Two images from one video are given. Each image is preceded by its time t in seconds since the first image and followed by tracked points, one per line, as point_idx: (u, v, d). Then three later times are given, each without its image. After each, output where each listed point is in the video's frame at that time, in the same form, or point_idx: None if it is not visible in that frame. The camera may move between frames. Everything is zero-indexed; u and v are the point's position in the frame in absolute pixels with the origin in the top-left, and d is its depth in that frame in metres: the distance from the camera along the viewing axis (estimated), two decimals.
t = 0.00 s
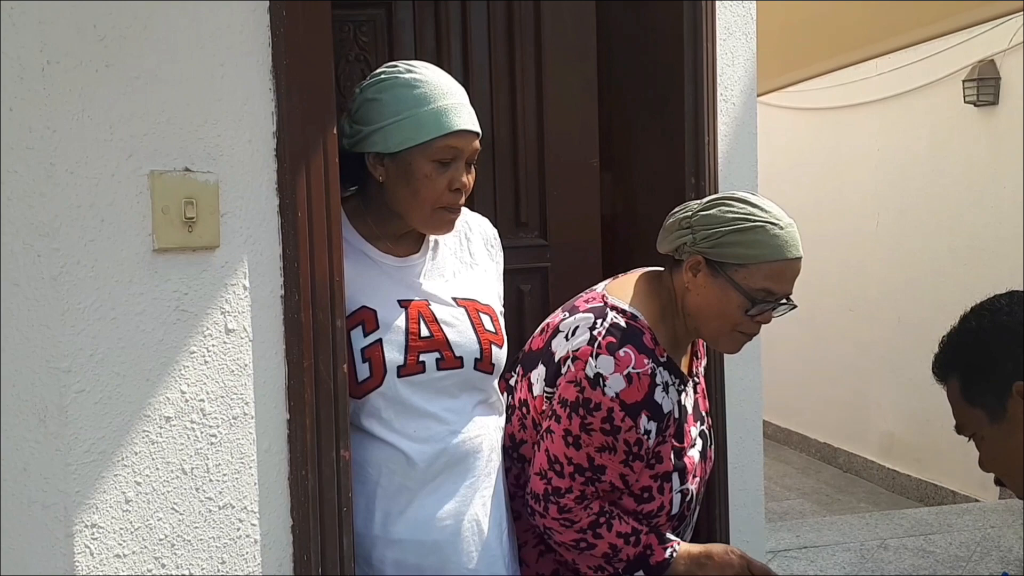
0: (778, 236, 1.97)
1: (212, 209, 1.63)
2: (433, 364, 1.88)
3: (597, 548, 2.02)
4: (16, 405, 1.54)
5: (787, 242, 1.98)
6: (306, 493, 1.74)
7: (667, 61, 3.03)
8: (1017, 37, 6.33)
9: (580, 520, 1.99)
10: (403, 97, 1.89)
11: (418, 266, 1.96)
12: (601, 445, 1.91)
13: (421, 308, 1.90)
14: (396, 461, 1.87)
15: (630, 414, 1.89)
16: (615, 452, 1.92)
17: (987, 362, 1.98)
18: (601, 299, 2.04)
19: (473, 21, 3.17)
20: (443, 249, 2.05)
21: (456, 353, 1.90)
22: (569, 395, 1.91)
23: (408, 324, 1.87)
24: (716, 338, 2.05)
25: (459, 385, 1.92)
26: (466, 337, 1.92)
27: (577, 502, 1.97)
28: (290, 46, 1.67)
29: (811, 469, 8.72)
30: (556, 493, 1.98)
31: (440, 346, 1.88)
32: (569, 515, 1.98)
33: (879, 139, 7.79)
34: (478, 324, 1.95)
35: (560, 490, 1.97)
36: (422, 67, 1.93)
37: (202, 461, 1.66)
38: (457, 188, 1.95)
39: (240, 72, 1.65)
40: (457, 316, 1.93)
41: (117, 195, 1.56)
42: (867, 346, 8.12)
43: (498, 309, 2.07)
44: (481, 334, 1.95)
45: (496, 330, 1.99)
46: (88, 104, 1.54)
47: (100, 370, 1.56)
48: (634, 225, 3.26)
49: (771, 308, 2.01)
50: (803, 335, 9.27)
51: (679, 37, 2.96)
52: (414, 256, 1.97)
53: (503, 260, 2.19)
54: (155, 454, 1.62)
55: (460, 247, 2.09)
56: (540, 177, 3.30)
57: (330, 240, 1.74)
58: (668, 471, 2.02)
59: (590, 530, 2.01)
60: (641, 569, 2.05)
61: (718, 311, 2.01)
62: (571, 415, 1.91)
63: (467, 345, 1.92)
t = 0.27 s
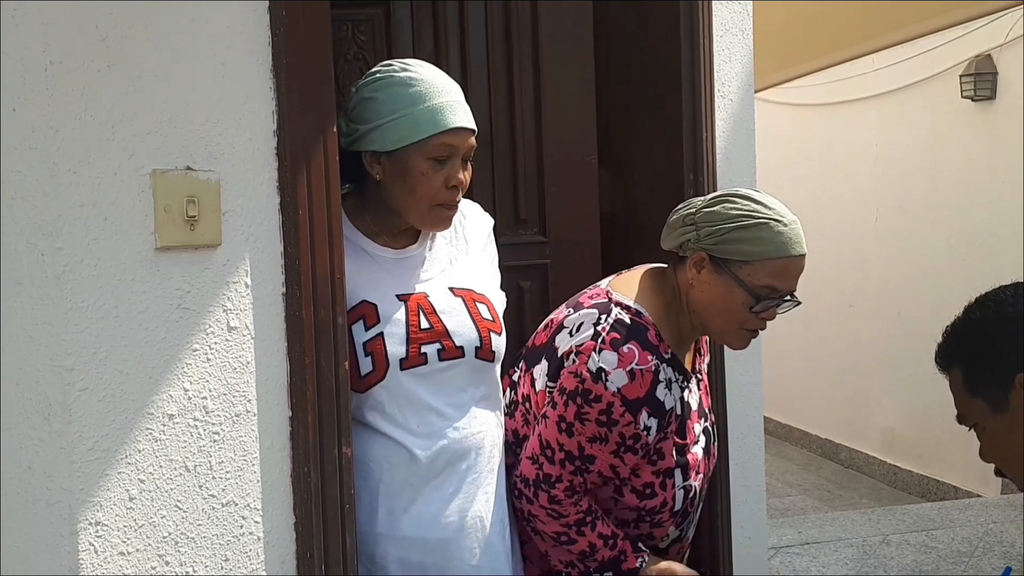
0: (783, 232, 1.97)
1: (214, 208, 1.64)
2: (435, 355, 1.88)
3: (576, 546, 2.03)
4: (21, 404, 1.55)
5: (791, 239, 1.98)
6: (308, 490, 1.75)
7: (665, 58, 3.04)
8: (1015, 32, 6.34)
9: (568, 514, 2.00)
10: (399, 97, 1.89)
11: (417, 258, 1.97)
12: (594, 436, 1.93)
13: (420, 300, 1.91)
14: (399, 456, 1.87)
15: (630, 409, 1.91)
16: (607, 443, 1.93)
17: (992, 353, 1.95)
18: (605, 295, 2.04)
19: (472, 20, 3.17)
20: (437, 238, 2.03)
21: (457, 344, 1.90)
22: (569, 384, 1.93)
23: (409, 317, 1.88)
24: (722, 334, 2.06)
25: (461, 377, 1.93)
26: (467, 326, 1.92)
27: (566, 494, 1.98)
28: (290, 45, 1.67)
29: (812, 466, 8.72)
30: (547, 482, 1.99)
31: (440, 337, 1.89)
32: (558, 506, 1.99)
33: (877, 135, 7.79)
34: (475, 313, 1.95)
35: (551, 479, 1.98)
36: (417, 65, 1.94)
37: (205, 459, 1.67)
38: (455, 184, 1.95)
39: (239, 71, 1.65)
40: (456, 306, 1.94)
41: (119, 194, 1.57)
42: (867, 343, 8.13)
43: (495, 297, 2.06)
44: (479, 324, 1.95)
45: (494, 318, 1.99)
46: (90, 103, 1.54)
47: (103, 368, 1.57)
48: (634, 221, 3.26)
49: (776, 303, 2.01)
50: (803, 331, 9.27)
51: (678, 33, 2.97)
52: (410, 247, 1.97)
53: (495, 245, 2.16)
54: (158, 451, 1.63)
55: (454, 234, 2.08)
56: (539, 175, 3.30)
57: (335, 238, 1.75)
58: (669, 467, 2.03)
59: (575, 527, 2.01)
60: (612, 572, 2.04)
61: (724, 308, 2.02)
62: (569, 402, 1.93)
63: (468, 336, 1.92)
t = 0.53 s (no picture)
0: (782, 223, 1.96)
1: (216, 204, 1.63)
2: (437, 346, 1.88)
3: (587, 545, 2.05)
4: (24, 401, 1.54)
5: (790, 229, 1.97)
6: (311, 487, 1.74)
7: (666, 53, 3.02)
8: (1016, 26, 6.32)
9: (580, 513, 2.01)
10: (394, 94, 1.88)
11: (413, 247, 1.97)
12: (602, 434, 1.92)
13: (419, 290, 1.91)
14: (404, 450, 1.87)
15: (635, 404, 1.90)
16: (616, 441, 1.93)
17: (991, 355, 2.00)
18: (607, 291, 2.04)
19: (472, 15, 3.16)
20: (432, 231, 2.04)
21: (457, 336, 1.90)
22: (574, 382, 1.92)
23: (409, 307, 1.87)
24: (725, 328, 2.05)
25: (467, 363, 1.91)
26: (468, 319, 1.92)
27: (576, 493, 1.98)
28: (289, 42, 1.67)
29: (814, 462, 8.72)
30: (557, 481, 1.99)
31: (441, 328, 1.89)
32: (569, 505, 2.00)
33: (877, 131, 7.78)
34: (473, 300, 1.95)
35: (561, 479, 1.98)
36: (410, 62, 1.93)
37: (208, 456, 1.67)
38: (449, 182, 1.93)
39: (239, 67, 1.64)
40: (455, 294, 1.93)
41: (121, 191, 1.56)
42: (867, 338, 8.12)
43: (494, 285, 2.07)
44: (479, 310, 1.95)
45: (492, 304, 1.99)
46: (92, 99, 1.54)
47: (106, 366, 1.57)
48: (636, 217, 3.25)
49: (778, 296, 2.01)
50: (804, 328, 9.27)
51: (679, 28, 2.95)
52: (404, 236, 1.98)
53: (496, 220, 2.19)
54: (162, 448, 1.63)
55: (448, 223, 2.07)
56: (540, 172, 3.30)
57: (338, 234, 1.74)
58: (673, 462, 2.02)
59: (587, 526, 2.02)
60: (628, 572, 2.07)
61: (726, 300, 2.01)
62: (575, 402, 1.92)
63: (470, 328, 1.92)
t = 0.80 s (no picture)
0: (768, 198, 2.04)
1: (217, 199, 1.61)
2: (444, 336, 1.87)
3: (576, 528, 2.03)
4: (23, 399, 1.48)
5: (778, 203, 2.05)
6: (316, 484, 1.75)
7: (670, 50, 3.01)
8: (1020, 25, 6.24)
9: (572, 495, 1.99)
10: (393, 93, 1.86)
11: (414, 241, 1.95)
12: (597, 414, 1.93)
13: (421, 281, 1.90)
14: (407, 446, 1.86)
15: (634, 388, 1.93)
16: (610, 421, 1.94)
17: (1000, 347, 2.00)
18: (606, 281, 2.09)
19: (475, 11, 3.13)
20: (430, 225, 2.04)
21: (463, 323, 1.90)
22: (573, 365, 1.94)
23: (414, 298, 1.87)
24: (722, 305, 2.12)
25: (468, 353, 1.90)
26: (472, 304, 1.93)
27: (570, 474, 1.97)
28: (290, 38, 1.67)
29: (816, 461, 8.69)
30: (551, 462, 1.98)
31: (448, 317, 1.88)
32: (562, 486, 1.98)
33: (884, 129, 7.75)
34: (474, 287, 1.96)
35: (555, 458, 1.97)
36: (407, 59, 1.91)
37: (213, 454, 1.64)
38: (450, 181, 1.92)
39: (242, 62, 1.63)
40: (455, 282, 1.94)
41: (121, 185, 1.51)
42: (870, 336, 8.09)
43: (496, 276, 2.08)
44: (479, 296, 1.96)
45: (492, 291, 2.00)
46: (92, 93, 1.48)
47: (109, 362, 1.51)
48: (640, 215, 3.24)
49: (773, 272, 2.07)
50: (807, 325, 9.24)
51: (684, 25, 2.93)
52: (406, 231, 1.96)
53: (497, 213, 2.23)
54: (165, 446, 1.58)
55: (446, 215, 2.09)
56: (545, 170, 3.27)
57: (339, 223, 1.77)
58: (676, 447, 2.07)
59: (578, 509, 2.01)
60: (608, 555, 2.07)
61: (720, 278, 2.09)
62: (570, 382, 1.93)
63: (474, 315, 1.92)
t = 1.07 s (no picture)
0: (755, 175, 2.08)
1: (219, 195, 1.60)
2: (449, 332, 1.86)
3: (592, 510, 2.04)
4: (25, 395, 1.47)
5: (764, 180, 2.09)
6: (321, 479, 1.73)
7: (674, 45, 2.99)
8: None
9: (583, 478, 2.01)
10: (395, 86, 1.84)
11: (417, 238, 1.96)
12: (602, 396, 1.95)
13: (426, 279, 1.90)
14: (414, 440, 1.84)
15: (634, 366, 1.96)
16: (615, 402, 1.96)
17: (1006, 340, 1.98)
18: (599, 266, 2.14)
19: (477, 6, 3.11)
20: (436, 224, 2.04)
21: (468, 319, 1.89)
22: (573, 350, 1.97)
23: (418, 295, 1.86)
24: (714, 283, 2.15)
25: (476, 347, 1.90)
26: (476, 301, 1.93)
27: (579, 457, 1.99)
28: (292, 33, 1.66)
29: (817, 455, 8.69)
30: (558, 446, 2.00)
31: (452, 314, 1.88)
32: (571, 470, 2.00)
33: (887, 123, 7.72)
34: (479, 285, 1.97)
35: (563, 443, 1.99)
36: (408, 53, 1.89)
37: (217, 450, 1.63)
38: (451, 176, 1.92)
39: (243, 57, 1.62)
40: (461, 281, 1.94)
41: (120, 181, 1.50)
42: (872, 331, 8.08)
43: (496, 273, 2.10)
44: (484, 294, 1.96)
45: (496, 288, 2.01)
46: (93, 88, 1.47)
47: (111, 359, 1.50)
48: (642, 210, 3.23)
49: (763, 249, 2.10)
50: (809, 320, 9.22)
51: (687, 20, 2.92)
52: (410, 229, 1.96)
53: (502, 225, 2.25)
54: (170, 442, 1.57)
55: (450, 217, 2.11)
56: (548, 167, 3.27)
57: (341, 219, 1.75)
58: (677, 426, 2.09)
59: (590, 491, 2.02)
60: (629, 536, 2.07)
61: (709, 254, 2.11)
62: (573, 367, 1.96)
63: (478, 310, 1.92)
